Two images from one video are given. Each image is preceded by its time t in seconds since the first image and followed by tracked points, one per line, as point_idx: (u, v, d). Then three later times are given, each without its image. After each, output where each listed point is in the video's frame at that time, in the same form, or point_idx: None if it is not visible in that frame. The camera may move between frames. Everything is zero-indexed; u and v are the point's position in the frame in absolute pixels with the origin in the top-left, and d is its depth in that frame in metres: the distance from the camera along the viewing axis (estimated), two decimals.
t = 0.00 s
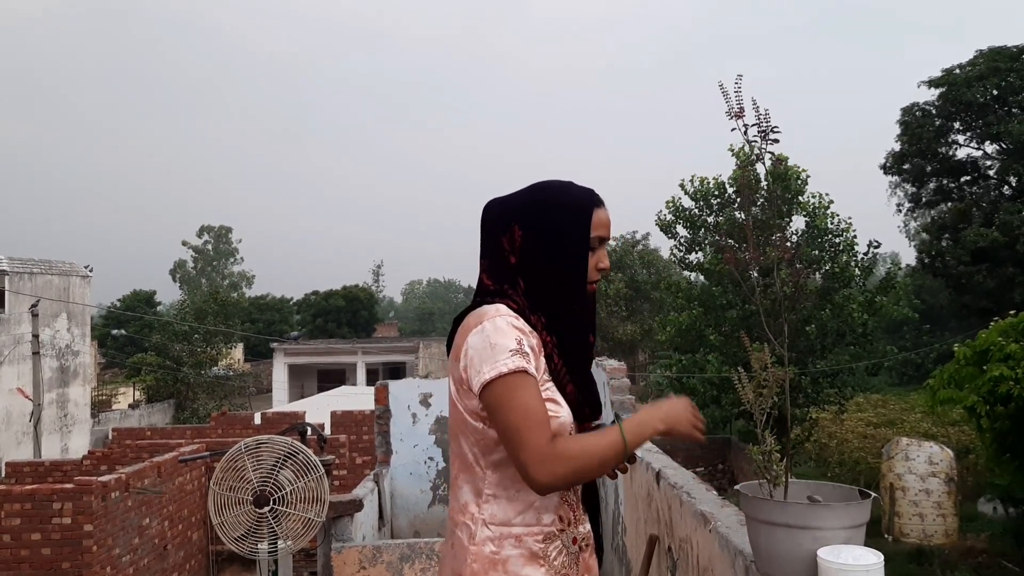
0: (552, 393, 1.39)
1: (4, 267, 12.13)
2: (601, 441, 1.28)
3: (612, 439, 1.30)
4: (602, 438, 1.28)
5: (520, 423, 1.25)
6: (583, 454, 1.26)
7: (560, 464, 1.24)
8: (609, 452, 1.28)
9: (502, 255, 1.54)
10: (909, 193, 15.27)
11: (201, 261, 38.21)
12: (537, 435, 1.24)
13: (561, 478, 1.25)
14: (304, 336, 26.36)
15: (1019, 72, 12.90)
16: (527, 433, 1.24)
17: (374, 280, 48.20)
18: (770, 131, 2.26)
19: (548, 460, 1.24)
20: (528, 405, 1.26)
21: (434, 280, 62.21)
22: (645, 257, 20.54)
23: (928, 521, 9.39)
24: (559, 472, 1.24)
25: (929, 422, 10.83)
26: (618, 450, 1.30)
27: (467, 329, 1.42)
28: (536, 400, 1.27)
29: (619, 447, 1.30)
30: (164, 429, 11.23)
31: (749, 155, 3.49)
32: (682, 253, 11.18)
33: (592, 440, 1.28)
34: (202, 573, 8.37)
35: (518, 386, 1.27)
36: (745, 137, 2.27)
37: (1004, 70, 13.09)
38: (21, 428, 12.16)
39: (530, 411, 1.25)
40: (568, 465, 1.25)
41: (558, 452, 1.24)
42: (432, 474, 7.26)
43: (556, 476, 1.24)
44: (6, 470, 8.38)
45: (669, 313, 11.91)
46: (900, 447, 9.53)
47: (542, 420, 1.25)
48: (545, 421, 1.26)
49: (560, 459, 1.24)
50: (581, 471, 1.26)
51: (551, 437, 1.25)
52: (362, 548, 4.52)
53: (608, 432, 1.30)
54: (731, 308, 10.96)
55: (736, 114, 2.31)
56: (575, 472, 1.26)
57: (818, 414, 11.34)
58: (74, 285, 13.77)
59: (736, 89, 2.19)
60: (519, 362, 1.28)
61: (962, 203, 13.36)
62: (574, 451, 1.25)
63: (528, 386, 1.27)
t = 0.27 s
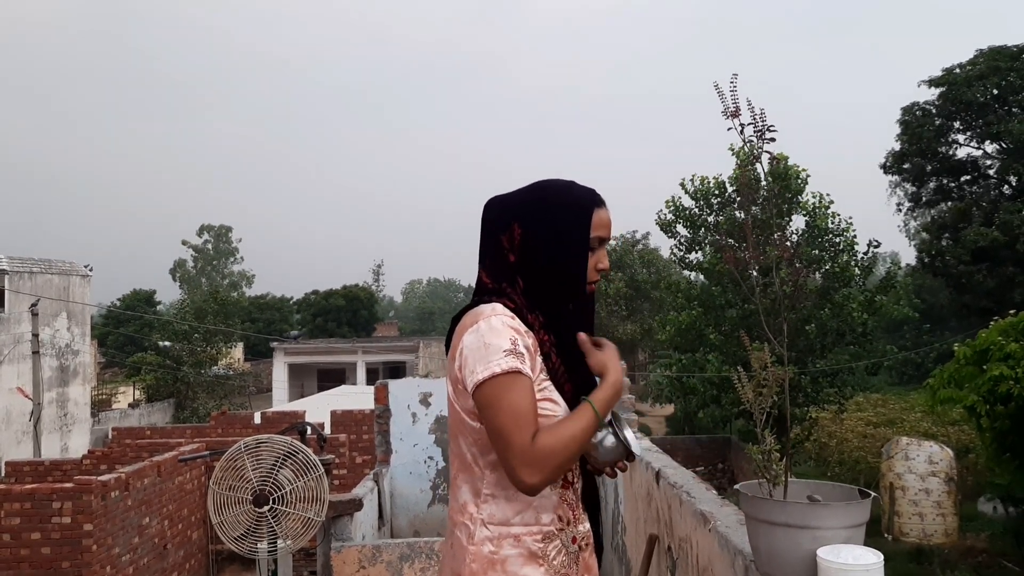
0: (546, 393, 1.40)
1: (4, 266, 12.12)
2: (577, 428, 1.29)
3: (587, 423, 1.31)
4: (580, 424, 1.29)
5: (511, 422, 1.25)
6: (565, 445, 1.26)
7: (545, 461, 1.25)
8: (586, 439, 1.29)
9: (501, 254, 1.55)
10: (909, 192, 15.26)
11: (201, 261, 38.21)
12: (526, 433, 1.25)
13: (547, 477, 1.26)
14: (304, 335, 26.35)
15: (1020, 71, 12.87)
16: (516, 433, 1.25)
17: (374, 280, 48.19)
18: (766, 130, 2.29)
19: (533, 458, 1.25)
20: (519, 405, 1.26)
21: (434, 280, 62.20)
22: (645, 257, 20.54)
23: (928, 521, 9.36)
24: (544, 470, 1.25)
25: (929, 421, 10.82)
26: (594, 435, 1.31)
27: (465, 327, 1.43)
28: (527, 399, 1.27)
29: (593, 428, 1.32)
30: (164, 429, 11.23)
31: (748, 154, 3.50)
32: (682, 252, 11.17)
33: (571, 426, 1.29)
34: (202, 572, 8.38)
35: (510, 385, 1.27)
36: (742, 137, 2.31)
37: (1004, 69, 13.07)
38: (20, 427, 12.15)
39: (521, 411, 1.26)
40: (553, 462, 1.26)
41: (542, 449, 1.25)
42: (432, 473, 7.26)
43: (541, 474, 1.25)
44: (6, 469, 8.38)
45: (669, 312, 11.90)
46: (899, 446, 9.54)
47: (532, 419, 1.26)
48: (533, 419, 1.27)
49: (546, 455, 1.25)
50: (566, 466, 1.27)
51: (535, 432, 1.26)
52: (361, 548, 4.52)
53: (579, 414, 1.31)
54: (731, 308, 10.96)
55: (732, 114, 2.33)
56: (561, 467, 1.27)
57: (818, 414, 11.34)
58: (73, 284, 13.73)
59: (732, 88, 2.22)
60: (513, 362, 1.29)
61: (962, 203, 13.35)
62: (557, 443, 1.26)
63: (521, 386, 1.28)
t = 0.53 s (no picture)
0: (540, 378, 1.46)
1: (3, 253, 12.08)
2: (564, 412, 1.37)
3: (572, 406, 1.39)
4: (567, 409, 1.37)
5: (505, 409, 1.32)
6: (554, 431, 1.34)
7: (535, 448, 1.33)
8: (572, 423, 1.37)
9: (497, 240, 1.57)
10: (909, 180, 15.24)
11: (201, 248, 38.15)
12: (518, 421, 1.32)
13: (538, 461, 1.34)
14: (304, 322, 26.35)
15: (1021, 59, 12.88)
16: (510, 420, 1.31)
17: (373, 268, 48.17)
18: (771, 115, 2.17)
19: (525, 446, 1.32)
20: (513, 393, 1.33)
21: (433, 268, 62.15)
22: (644, 245, 20.53)
23: (926, 508, 9.35)
24: (534, 457, 1.33)
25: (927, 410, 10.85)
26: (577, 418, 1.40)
27: (461, 315, 1.48)
28: (520, 386, 1.34)
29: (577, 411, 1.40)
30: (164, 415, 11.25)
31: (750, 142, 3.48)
32: (682, 240, 11.17)
33: (558, 410, 1.36)
34: (203, 558, 8.42)
35: (505, 373, 1.33)
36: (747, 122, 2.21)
37: (1005, 57, 13.05)
38: (21, 413, 12.17)
39: (515, 398, 1.32)
40: (543, 448, 1.33)
41: (534, 436, 1.32)
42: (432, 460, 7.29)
43: (532, 460, 1.33)
44: (7, 456, 8.39)
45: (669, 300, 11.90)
46: (897, 434, 9.34)
47: (525, 407, 1.33)
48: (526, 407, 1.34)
49: (538, 441, 1.32)
50: (555, 450, 1.35)
51: (526, 419, 1.33)
52: (360, 534, 4.58)
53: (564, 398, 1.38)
54: (731, 296, 10.96)
55: (740, 99, 2.28)
56: (550, 452, 1.35)
57: (816, 402, 11.37)
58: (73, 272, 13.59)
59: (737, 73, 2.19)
60: (507, 351, 1.34)
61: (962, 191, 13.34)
62: (548, 430, 1.33)
63: (514, 374, 1.34)
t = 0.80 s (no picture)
0: (533, 344, 1.45)
1: None
2: (552, 378, 1.35)
3: (560, 372, 1.37)
4: (554, 376, 1.35)
5: (493, 376, 1.32)
6: (538, 397, 1.32)
7: (519, 417, 1.32)
8: (560, 390, 1.36)
9: (490, 207, 1.57)
10: (910, 148, 15.14)
11: (200, 213, 38.04)
12: (505, 388, 1.32)
13: (523, 429, 1.33)
14: (302, 288, 26.37)
15: None
16: (496, 387, 1.32)
17: (372, 235, 48.08)
18: (781, 80, 2.25)
19: (509, 414, 1.31)
20: (500, 360, 1.33)
21: (432, 235, 62.01)
22: (644, 212, 20.46)
23: (919, 474, 9.35)
24: (518, 425, 1.33)
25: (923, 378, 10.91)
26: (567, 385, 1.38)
27: (453, 282, 1.48)
28: (508, 354, 1.34)
29: (566, 378, 1.38)
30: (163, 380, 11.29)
31: (752, 109, 3.46)
32: (681, 208, 11.12)
33: (545, 377, 1.35)
34: (204, 521, 8.52)
35: (492, 341, 1.34)
36: (756, 86, 2.29)
37: (1009, 24, 12.84)
38: (21, 378, 12.21)
39: (502, 365, 1.33)
40: (527, 417, 1.33)
41: (519, 404, 1.31)
42: (430, 426, 7.34)
43: (517, 429, 1.33)
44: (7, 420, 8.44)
45: (668, 268, 11.90)
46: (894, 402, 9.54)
47: (512, 374, 1.32)
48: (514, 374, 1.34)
49: (523, 408, 1.32)
50: (542, 417, 1.34)
51: (512, 387, 1.32)
52: (361, 497, 4.63)
53: (553, 363, 1.36)
54: (730, 264, 10.94)
55: (748, 64, 2.33)
56: (537, 420, 1.34)
57: (813, 370, 11.43)
58: (71, 237, 13.57)
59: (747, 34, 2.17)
60: (497, 318, 1.34)
61: (963, 159, 13.26)
62: (534, 397, 1.32)
63: (502, 341, 1.34)
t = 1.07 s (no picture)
0: (522, 309, 1.46)
1: None
2: (533, 346, 1.34)
3: (541, 341, 1.36)
4: (534, 346, 1.35)
5: (472, 341, 1.34)
6: (514, 365, 1.33)
7: (493, 383, 1.33)
8: (540, 360, 1.35)
9: (479, 174, 1.57)
10: (910, 111, 15.01)
11: (195, 177, 37.76)
12: (483, 352, 1.33)
13: (498, 396, 1.34)
14: (299, 253, 26.30)
15: None
16: (474, 351, 1.34)
17: (369, 199, 47.83)
18: (776, 45, 2.31)
19: (484, 379, 1.33)
20: (482, 324, 1.34)
21: (429, 199, 61.69)
22: (642, 177, 20.35)
23: (915, 438, 9.29)
24: (494, 391, 1.34)
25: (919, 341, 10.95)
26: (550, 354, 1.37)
27: (444, 247, 1.49)
28: (490, 319, 1.35)
29: (549, 347, 1.37)
30: (162, 344, 11.31)
31: (751, 72, 3.44)
32: (680, 172, 11.05)
33: (526, 345, 1.34)
34: (204, 483, 8.60)
35: (475, 304, 1.35)
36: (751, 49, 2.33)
37: None
38: (19, 342, 12.23)
39: (482, 330, 1.34)
40: (503, 384, 1.33)
41: (494, 370, 1.32)
42: (428, 389, 7.39)
43: (492, 395, 1.34)
44: (6, 383, 8.46)
45: (665, 232, 11.87)
46: (890, 364, 9.41)
47: (491, 340, 1.34)
48: (495, 340, 1.35)
49: (497, 374, 1.32)
50: (519, 385, 1.34)
51: (490, 352, 1.33)
52: (358, 461, 4.67)
53: (535, 331, 1.36)
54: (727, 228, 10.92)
55: (745, 27, 2.35)
56: (514, 387, 1.34)
57: (809, 334, 11.47)
58: (66, 201, 13.46)
59: None
60: (481, 282, 1.35)
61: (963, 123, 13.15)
62: (511, 363, 1.33)
63: (485, 306, 1.35)
